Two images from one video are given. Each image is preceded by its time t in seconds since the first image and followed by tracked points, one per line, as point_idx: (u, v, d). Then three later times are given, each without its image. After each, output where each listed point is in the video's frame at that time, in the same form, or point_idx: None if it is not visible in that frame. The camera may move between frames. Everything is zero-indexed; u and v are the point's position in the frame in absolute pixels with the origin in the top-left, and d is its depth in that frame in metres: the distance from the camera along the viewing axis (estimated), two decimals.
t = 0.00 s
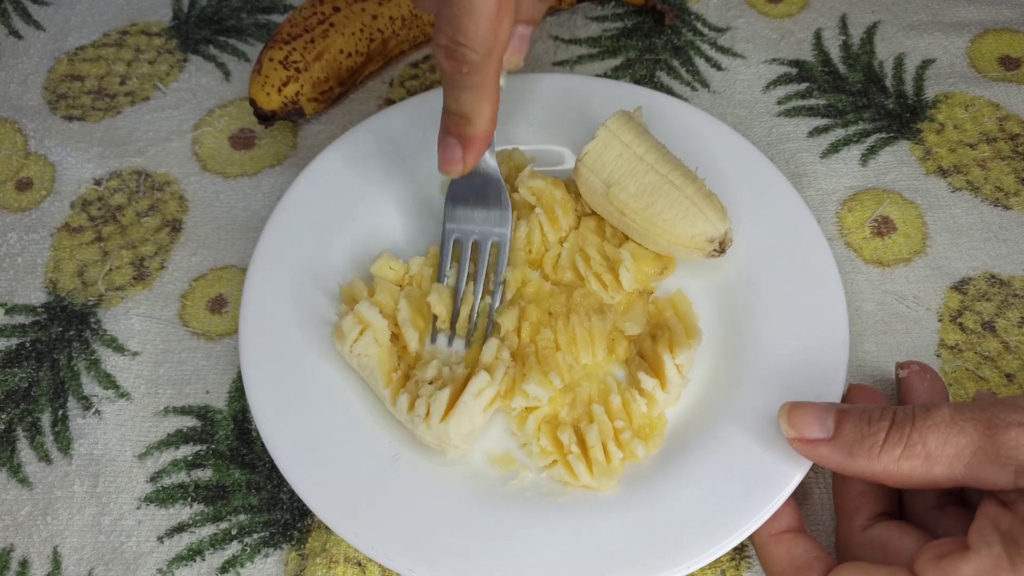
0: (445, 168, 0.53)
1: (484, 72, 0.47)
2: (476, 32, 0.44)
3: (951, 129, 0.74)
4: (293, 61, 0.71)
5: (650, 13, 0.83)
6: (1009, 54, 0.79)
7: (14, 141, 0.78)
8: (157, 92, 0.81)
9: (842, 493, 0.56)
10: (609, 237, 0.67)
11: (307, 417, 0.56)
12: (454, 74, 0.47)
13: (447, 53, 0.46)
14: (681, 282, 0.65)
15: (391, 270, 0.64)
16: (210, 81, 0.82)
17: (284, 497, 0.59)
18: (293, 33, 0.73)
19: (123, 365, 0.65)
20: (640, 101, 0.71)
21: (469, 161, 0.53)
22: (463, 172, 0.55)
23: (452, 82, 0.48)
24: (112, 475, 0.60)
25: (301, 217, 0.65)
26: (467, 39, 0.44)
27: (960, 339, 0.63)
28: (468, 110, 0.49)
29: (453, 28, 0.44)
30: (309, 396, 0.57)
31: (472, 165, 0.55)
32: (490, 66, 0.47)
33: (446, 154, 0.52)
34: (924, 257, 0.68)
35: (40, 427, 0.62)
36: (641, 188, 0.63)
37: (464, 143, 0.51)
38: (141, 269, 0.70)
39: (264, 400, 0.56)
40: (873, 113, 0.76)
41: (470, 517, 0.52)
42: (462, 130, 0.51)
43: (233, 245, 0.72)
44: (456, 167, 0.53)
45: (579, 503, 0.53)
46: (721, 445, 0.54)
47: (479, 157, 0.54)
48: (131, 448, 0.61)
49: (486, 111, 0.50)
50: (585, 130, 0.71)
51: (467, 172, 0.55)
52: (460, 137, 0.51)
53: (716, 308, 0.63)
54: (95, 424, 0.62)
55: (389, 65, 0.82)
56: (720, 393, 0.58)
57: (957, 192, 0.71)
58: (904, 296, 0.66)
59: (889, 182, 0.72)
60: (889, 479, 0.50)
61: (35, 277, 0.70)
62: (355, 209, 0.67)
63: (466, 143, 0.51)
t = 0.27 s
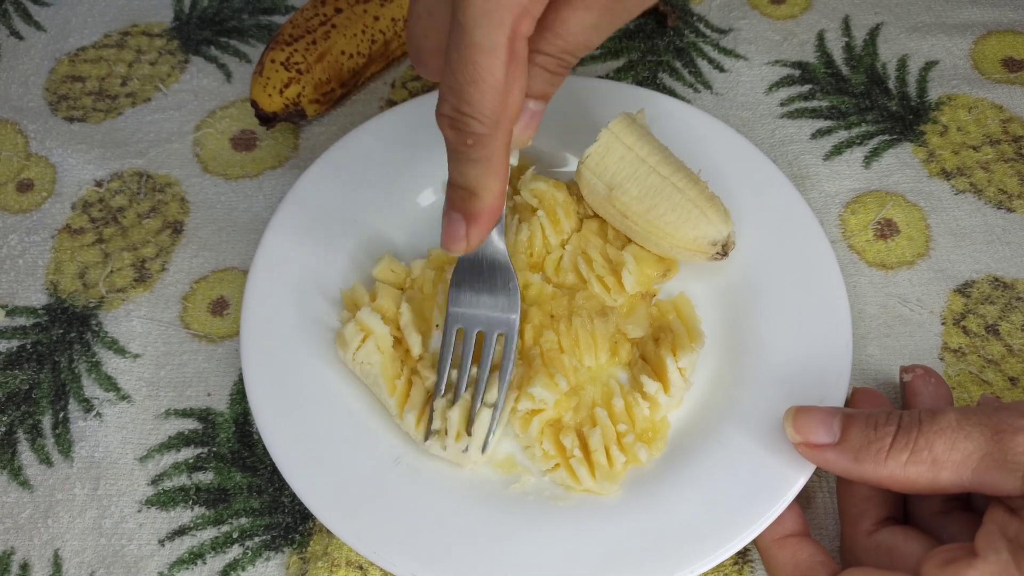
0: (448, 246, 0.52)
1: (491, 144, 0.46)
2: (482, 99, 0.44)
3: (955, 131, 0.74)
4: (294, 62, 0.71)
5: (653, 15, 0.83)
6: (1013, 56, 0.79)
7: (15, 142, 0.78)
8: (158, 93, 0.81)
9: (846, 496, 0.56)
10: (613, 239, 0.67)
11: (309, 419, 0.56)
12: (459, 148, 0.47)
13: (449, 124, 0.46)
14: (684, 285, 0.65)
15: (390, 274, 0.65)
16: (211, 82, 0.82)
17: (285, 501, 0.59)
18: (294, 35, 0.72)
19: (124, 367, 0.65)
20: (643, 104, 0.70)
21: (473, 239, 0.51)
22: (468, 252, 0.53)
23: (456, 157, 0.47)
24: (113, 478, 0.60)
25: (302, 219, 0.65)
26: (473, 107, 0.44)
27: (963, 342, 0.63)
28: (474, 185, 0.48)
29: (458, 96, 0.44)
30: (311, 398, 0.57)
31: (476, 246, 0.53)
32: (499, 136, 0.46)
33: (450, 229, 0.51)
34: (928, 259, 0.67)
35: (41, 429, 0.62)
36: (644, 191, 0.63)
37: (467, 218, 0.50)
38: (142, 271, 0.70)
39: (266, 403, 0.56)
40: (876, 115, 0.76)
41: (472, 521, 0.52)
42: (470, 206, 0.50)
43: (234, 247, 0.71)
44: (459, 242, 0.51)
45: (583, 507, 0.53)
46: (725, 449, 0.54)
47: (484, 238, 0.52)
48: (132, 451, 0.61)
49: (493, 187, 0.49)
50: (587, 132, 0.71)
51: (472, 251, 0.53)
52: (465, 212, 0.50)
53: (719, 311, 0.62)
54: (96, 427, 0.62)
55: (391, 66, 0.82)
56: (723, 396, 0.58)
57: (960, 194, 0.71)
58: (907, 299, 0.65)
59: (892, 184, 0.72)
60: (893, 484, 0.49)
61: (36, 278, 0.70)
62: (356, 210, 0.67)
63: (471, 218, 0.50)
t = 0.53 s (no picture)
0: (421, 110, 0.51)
1: None
2: None
3: (956, 132, 0.74)
4: (295, 63, 0.71)
5: (653, 15, 0.83)
6: (1014, 56, 0.78)
7: (15, 142, 0.78)
8: (158, 93, 0.81)
9: (846, 498, 0.56)
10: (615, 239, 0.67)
11: (310, 421, 0.56)
12: None
13: None
14: (685, 285, 0.65)
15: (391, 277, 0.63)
16: (211, 83, 0.82)
17: (286, 502, 0.59)
18: (295, 35, 0.72)
19: (124, 368, 0.65)
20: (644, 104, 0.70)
21: (449, 100, 0.51)
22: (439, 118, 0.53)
23: None
24: (114, 479, 0.60)
25: (304, 219, 0.65)
26: None
27: (965, 343, 0.63)
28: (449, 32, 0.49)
29: None
30: (312, 399, 0.57)
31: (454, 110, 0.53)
32: None
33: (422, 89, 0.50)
34: (929, 260, 0.67)
35: (41, 430, 0.62)
36: (644, 193, 0.63)
37: (441, 76, 0.50)
38: (142, 272, 0.70)
39: (267, 404, 0.56)
40: (878, 115, 0.75)
41: (473, 522, 0.52)
42: (443, 59, 0.50)
43: (234, 248, 0.71)
44: (431, 107, 0.51)
45: (583, 509, 0.53)
46: (726, 450, 0.54)
47: (458, 102, 0.52)
48: (132, 452, 0.61)
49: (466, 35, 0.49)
50: (588, 132, 0.70)
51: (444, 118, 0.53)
52: (438, 68, 0.50)
53: (721, 311, 0.62)
54: (96, 428, 0.62)
55: (391, 66, 0.82)
56: (725, 397, 0.58)
57: (962, 195, 0.71)
58: (908, 300, 0.65)
59: (893, 185, 0.71)
60: (895, 485, 0.49)
61: (36, 279, 0.70)
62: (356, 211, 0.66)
63: (444, 75, 0.50)
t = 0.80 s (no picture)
0: (414, 139, 0.60)
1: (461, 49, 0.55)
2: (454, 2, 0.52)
3: (955, 132, 0.74)
4: (295, 63, 0.71)
5: (653, 15, 0.83)
6: (1013, 57, 0.78)
7: (15, 142, 0.78)
8: (158, 93, 0.81)
9: (847, 498, 0.56)
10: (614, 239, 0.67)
11: (310, 421, 0.56)
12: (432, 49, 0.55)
13: (427, 30, 0.55)
14: (685, 284, 0.65)
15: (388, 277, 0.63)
16: (211, 83, 0.82)
17: (285, 502, 0.59)
18: (294, 35, 0.72)
19: (123, 368, 0.65)
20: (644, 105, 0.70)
21: (437, 138, 0.60)
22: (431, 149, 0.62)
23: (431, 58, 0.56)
24: (114, 479, 0.60)
25: (303, 220, 0.65)
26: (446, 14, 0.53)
27: (964, 343, 0.63)
28: (444, 87, 0.57)
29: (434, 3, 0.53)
30: (311, 399, 0.57)
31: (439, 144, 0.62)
32: (467, 44, 0.55)
33: (417, 125, 0.60)
34: (929, 261, 0.67)
35: (40, 430, 0.62)
36: (643, 193, 0.63)
37: (434, 117, 0.59)
38: (142, 272, 0.70)
39: (267, 404, 0.56)
40: (877, 116, 0.75)
41: (473, 522, 0.52)
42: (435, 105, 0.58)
43: (234, 248, 0.71)
44: (422, 140, 0.60)
45: (582, 509, 0.53)
46: (725, 451, 0.54)
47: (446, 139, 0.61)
48: (131, 452, 0.61)
49: (457, 97, 0.58)
50: (588, 132, 0.71)
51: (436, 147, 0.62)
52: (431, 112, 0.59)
53: (721, 311, 0.62)
54: (96, 428, 0.62)
55: (390, 66, 0.82)
56: (724, 397, 0.58)
57: (961, 195, 0.71)
58: (907, 300, 0.65)
59: (893, 185, 0.71)
60: (895, 486, 0.49)
61: (36, 279, 0.70)
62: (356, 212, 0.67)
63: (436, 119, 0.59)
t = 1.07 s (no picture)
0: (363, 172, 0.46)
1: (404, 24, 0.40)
2: None
3: (955, 132, 0.74)
4: (295, 63, 0.71)
5: (653, 16, 0.83)
6: (1013, 57, 0.79)
7: (15, 143, 0.78)
8: (158, 94, 0.81)
9: (844, 496, 0.56)
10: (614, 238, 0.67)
11: (310, 420, 0.56)
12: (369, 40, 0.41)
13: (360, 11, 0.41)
14: (684, 284, 0.65)
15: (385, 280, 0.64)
16: (211, 83, 0.82)
17: (285, 502, 0.59)
18: (295, 35, 0.72)
19: (124, 368, 0.65)
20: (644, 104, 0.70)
21: (388, 163, 0.45)
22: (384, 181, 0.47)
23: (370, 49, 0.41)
24: (114, 479, 0.60)
25: (304, 219, 0.65)
26: None
27: (963, 343, 0.63)
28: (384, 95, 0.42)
29: None
30: (312, 399, 0.57)
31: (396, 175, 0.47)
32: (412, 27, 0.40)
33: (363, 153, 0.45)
34: (928, 260, 0.67)
35: (41, 430, 0.62)
36: (643, 192, 0.63)
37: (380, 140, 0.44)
38: (142, 272, 0.70)
39: (267, 405, 0.56)
40: (876, 116, 0.76)
41: (472, 521, 0.52)
42: (377, 122, 0.44)
43: (234, 248, 0.71)
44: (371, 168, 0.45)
45: (583, 508, 0.53)
46: (724, 450, 0.54)
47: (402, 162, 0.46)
48: (132, 452, 0.61)
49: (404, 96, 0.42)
50: (588, 132, 0.71)
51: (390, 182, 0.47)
52: (374, 132, 0.44)
53: (720, 311, 0.62)
54: (96, 428, 0.62)
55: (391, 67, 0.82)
56: (724, 396, 0.58)
57: (960, 195, 0.71)
58: (907, 300, 0.65)
59: (892, 185, 0.72)
60: (892, 485, 0.50)
61: (36, 279, 0.70)
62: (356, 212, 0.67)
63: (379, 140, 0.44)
